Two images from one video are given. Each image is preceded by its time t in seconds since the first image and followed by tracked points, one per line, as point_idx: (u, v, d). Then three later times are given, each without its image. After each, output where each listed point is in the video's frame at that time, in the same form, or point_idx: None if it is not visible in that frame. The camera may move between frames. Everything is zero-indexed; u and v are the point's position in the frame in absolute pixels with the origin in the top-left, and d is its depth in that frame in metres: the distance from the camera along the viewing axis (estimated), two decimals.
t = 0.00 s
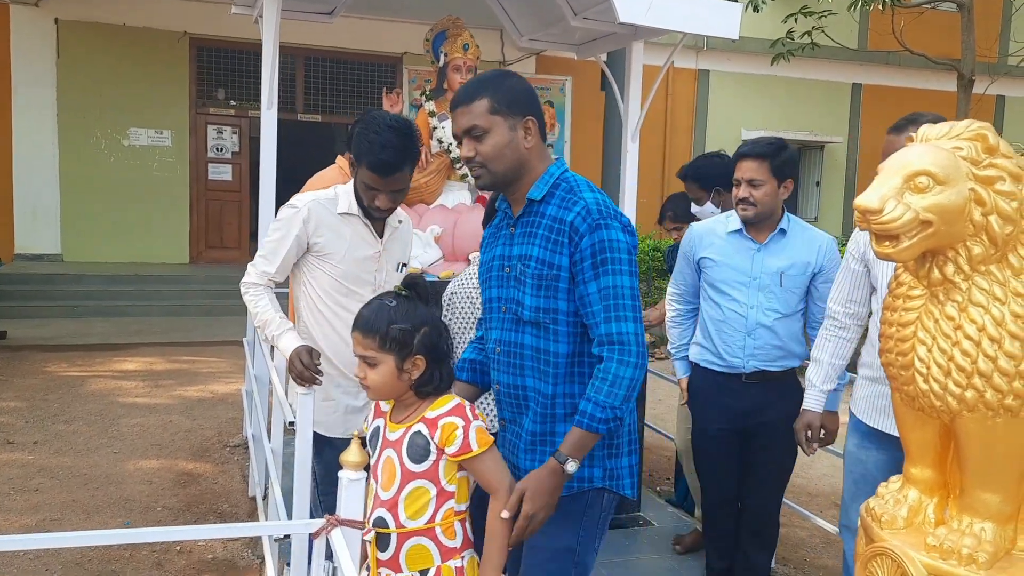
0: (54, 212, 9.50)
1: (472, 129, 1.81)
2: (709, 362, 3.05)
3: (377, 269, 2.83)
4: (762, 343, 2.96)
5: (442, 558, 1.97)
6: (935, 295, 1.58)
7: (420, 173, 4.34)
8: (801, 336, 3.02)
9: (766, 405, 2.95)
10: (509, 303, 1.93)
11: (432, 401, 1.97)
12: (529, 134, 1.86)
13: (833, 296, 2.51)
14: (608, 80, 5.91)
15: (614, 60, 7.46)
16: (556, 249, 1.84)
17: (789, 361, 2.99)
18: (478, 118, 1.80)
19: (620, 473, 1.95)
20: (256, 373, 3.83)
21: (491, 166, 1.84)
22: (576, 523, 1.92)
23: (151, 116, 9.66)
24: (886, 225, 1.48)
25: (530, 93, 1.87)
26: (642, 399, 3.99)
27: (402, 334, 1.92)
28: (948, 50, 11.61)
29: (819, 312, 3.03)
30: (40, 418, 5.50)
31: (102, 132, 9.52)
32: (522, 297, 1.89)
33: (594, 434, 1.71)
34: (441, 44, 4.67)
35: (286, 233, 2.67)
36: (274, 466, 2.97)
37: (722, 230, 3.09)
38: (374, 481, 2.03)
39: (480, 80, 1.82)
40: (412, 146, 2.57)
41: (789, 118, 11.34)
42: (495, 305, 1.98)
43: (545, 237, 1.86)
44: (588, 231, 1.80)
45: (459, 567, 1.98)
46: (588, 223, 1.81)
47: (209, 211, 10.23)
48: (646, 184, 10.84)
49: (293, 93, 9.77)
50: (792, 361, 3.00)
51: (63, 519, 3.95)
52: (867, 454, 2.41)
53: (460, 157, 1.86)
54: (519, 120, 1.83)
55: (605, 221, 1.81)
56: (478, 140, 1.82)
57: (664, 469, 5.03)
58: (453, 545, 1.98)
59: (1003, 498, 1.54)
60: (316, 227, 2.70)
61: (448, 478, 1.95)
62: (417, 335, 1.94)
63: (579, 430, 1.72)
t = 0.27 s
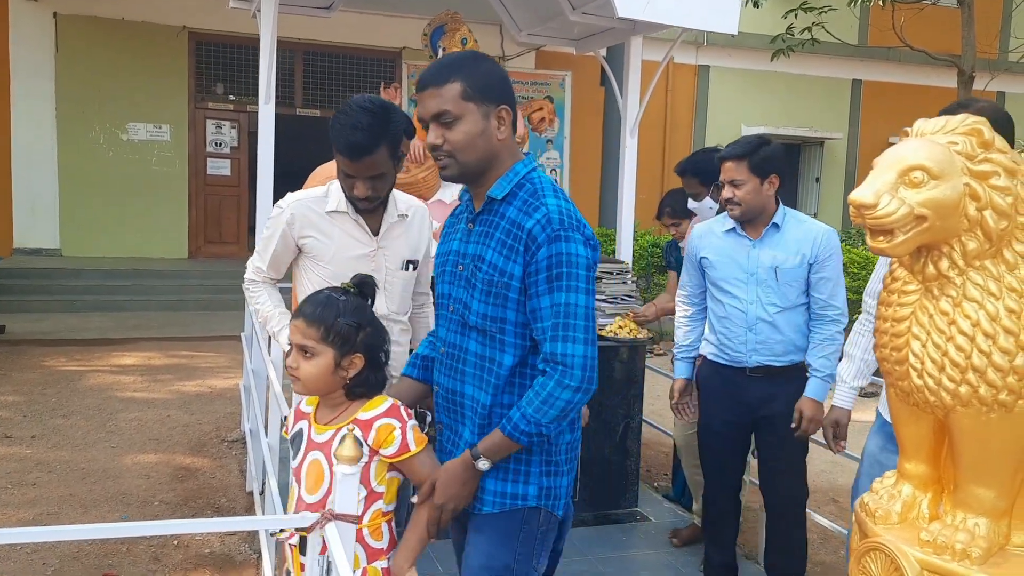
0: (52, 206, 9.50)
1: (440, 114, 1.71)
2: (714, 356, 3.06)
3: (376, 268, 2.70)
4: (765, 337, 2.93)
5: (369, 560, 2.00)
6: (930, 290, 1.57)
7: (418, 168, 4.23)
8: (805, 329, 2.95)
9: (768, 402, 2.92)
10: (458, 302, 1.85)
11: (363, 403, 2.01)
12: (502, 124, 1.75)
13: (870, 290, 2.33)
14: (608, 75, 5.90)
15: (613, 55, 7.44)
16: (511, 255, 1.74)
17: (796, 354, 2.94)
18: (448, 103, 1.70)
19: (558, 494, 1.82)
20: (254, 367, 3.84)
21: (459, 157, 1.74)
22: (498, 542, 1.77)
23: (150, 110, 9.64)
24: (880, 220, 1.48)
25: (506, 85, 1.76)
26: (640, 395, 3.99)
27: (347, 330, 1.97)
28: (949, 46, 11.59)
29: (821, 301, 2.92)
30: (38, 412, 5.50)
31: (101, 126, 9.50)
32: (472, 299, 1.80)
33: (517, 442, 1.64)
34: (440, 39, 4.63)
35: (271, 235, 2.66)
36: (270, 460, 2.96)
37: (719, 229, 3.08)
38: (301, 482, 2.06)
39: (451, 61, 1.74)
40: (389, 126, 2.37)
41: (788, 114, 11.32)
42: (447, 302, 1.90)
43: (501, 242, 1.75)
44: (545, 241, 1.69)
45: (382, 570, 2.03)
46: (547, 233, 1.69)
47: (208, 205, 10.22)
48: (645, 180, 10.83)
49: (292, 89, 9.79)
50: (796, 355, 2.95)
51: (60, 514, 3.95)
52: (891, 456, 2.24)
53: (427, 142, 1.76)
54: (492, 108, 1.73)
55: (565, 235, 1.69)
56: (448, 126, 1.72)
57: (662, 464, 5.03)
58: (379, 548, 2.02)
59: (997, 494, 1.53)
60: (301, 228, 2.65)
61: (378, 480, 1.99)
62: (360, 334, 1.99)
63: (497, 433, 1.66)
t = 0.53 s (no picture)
0: (51, 198, 9.49)
1: (388, 99, 1.62)
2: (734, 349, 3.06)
3: (353, 263, 2.55)
4: (778, 331, 2.89)
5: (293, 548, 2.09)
6: (924, 281, 1.57)
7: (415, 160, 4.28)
8: (823, 326, 2.85)
9: (768, 397, 2.91)
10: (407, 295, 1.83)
11: (284, 391, 2.03)
12: (457, 110, 1.66)
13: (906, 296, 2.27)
14: (607, 67, 5.88)
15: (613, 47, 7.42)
16: (450, 254, 1.68)
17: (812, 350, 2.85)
18: (397, 87, 1.60)
19: (511, 495, 1.81)
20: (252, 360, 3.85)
21: (409, 144, 1.65)
22: (438, 536, 1.78)
23: (149, 102, 9.62)
24: (875, 210, 1.48)
25: (467, 68, 1.65)
26: (638, 388, 3.99)
27: (276, 316, 2.01)
28: (950, 39, 11.56)
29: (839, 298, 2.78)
30: (37, 404, 5.50)
31: (100, 117, 9.49)
32: (416, 294, 1.78)
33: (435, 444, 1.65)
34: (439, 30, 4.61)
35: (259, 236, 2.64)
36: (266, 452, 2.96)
37: (745, 223, 3.08)
38: (223, 475, 2.06)
39: (400, 38, 1.64)
40: (348, 123, 2.28)
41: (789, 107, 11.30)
42: (400, 292, 1.88)
43: (443, 238, 1.70)
44: (479, 245, 1.62)
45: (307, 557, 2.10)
46: (482, 236, 1.62)
47: (207, 197, 10.21)
48: (646, 172, 10.81)
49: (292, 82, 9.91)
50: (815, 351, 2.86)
51: (57, 505, 3.95)
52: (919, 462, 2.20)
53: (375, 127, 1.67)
54: (446, 93, 1.63)
55: (502, 238, 1.60)
56: (396, 111, 1.62)
57: (660, 457, 5.04)
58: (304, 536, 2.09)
59: (990, 486, 1.52)
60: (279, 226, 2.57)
61: (302, 469, 2.02)
62: (288, 322, 2.04)
63: (418, 430, 1.68)
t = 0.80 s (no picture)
0: (49, 190, 9.47)
1: (322, 92, 1.66)
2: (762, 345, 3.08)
3: (333, 260, 2.69)
4: (797, 327, 2.88)
5: (194, 569, 1.95)
6: (922, 277, 1.57)
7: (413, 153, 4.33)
8: (845, 325, 2.80)
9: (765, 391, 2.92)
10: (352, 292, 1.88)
11: (190, 402, 1.95)
12: (393, 102, 1.70)
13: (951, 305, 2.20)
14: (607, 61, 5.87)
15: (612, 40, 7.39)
16: (384, 252, 1.73)
17: (831, 348, 2.82)
18: (328, 80, 1.64)
19: (467, 492, 1.82)
20: (250, 354, 3.86)
21: (345, 137, 1.70)
22: (395, 536, 1.83)
23: (147, 94, 9.59)
24: (872, 206, 1.47)
25: (402, 58, 1.69)
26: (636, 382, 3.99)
27: (186, 324, 1.95)
28: (951, 33, 11.53)
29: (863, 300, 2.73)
30: (35, 396, 5.50)
31: (98, 110, 9.46)
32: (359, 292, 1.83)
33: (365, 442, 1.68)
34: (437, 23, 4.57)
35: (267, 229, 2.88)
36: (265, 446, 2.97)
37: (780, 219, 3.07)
38: (132, 486, 1.99)
39: (328, 33, 1.67)
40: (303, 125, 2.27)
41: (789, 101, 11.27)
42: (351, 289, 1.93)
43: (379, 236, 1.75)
44: (409, 241, 1.66)
45: None
46: (413, 232, 1.66)
47: (206, 189, 10.20)
48: (645, 166, 10.79)
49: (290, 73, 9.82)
50: (836, 350, 2.82)
51: (55, 498, 3.96)
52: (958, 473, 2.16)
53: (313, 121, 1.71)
54: (379, 85, 1.67)
55: (431, 234, 1.64)
56: (330, 105, 1.66)
57: (659, 451, 5.05)
58: (208, 556, 1.96)
59: (986, 483, 1.52)
60: (275, 223, 2.75)
61: (206, 483, 1.92)
62: (200, 329, 1.98)
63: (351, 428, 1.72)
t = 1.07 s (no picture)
0: (49, 184, 9.46)
1: (276, 77, 1.67)
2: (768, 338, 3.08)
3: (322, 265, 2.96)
4: (801, 322, 2.88)
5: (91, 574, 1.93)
6: (923, 275, 1.57)
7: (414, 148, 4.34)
8: (848, 322, 2.79)
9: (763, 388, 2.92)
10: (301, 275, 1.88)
11: (93, 403, 1.85)
12: (347, 87, 1.73)
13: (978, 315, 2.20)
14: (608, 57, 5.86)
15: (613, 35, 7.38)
16: (335, 229, 1.74)
17: (837, 345, 2.80)
18: (284, 64, 1.66)
19: (393, 490, 1.81)
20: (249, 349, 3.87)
21: (300, 123, 1.71)
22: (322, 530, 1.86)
23: (147, 88, 9.58)
24: (873, 204, 1.47)
25: (350, 45, 1.72)
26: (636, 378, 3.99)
27: (93, 326, 1.83)
28: (953, 28, 11.51)
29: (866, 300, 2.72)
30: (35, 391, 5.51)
31: (99, 104, 9.45)
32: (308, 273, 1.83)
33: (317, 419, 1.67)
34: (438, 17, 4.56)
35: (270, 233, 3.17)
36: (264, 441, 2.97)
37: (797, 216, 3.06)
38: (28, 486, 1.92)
39: (286, 18, 1.69)
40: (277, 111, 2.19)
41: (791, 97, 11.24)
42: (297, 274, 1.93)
43: (330, 215, 1.75)
44: (362, 217, 1.68)
45: None
46: (365, 208, 1.68)
47: (206, 183, 10.18)
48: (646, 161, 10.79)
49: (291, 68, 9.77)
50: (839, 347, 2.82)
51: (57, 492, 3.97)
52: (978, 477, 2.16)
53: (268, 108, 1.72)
54: (334, 70, 1.70)
55: (385, 210, 1.67)
56: (285, 90, 1.68)
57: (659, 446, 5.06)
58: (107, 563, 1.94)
59: (986, 480, 1.53)
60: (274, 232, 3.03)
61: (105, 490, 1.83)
62: (107, 325, 1.86)
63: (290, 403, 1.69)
